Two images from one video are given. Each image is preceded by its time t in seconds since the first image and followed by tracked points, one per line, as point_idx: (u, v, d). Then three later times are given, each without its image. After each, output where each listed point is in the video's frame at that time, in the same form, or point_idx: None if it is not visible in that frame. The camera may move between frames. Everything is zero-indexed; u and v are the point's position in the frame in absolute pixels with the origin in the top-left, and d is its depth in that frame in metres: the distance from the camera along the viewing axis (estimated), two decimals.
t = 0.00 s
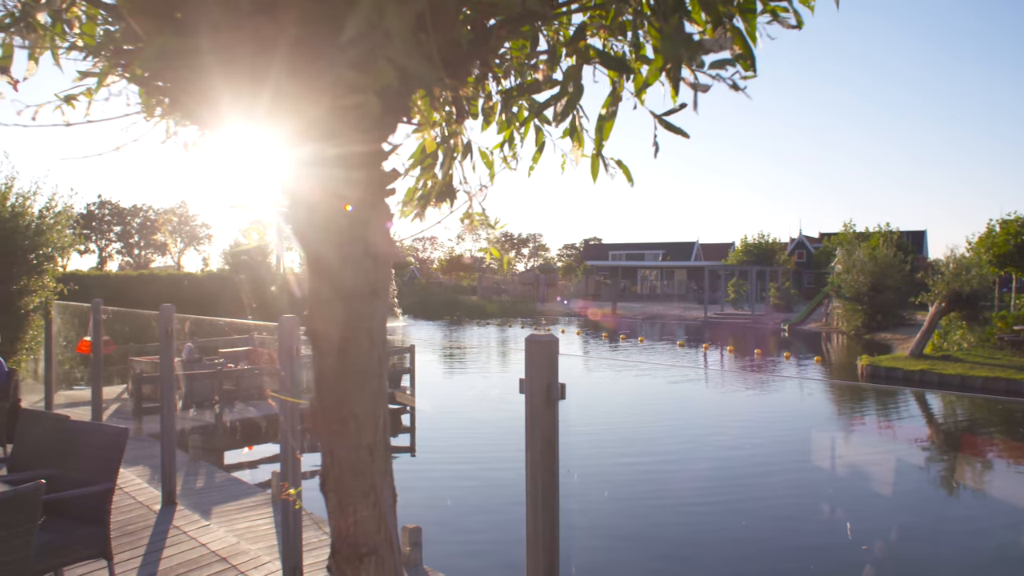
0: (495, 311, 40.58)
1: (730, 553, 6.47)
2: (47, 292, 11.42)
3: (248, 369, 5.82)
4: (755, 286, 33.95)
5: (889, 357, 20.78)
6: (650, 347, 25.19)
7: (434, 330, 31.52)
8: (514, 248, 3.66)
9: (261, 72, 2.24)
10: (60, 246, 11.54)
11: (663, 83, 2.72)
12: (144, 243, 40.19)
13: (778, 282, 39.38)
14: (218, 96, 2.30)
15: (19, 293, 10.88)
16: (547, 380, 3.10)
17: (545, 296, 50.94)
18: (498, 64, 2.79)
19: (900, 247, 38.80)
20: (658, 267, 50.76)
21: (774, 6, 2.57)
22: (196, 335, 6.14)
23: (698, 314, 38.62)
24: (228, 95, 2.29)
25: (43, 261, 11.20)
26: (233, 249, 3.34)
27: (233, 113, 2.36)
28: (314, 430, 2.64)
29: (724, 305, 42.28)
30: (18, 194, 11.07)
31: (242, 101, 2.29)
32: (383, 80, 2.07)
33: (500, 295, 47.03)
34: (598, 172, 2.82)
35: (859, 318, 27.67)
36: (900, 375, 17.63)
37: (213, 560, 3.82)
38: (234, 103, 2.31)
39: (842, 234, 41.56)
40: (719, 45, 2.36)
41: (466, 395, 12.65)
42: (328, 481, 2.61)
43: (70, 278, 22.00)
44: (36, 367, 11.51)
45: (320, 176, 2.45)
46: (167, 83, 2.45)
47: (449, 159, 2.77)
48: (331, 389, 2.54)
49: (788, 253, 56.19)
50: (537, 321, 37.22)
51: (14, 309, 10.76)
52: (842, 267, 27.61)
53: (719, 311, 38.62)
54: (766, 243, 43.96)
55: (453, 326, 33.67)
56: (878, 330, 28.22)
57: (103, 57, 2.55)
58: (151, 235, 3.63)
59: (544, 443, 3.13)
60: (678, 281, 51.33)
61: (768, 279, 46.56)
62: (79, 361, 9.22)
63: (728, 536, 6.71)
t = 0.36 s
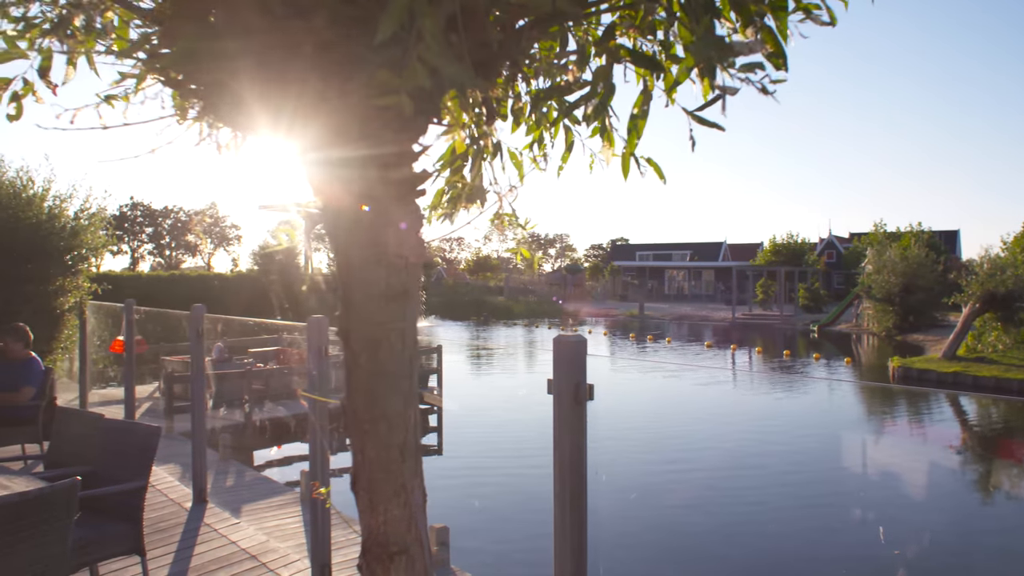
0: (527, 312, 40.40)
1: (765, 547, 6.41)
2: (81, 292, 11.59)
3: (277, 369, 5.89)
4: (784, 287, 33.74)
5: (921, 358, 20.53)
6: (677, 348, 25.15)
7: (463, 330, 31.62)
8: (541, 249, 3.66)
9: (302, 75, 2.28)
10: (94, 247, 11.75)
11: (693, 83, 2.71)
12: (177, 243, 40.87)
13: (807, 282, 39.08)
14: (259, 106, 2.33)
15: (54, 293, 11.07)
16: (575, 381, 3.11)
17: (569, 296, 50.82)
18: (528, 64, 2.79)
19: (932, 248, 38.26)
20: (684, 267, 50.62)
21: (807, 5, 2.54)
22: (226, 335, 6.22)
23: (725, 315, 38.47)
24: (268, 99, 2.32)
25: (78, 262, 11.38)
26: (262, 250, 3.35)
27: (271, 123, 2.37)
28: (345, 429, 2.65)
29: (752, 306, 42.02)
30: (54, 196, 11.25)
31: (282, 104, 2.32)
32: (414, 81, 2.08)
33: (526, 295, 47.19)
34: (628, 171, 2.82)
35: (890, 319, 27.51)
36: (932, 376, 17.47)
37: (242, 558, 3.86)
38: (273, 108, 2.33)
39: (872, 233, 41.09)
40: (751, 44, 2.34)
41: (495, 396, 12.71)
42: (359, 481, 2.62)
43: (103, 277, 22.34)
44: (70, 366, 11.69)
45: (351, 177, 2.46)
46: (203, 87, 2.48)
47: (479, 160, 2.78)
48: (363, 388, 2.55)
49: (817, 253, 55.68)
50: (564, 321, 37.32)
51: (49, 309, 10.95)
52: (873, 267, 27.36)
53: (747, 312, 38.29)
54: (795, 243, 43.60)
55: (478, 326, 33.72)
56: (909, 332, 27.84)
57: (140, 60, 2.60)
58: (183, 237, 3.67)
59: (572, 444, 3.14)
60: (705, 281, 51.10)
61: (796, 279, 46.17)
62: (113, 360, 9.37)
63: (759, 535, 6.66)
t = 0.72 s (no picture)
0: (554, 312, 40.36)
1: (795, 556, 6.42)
2: (115, 293, 11.79)
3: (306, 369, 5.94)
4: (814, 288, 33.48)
5: (955, 360, 20.24)
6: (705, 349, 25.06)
7: (489, 330, 31.76)
8: (569, 250, 3.67)
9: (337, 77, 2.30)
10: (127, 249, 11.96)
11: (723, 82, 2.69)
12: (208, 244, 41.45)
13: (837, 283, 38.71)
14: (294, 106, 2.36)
15: (89, 293, 11.28)
16: (604, 382, 3.14)
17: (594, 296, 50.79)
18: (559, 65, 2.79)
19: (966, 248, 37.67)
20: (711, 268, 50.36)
21: (840, 2, 2.51)
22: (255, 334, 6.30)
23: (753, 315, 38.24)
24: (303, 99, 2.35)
25: (112, 263, 11.58)
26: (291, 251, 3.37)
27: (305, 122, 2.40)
28: (377, 430, 2.67)
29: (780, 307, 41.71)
30: (90, 199, 11.47)
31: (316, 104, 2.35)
32: (446, 82, 2.09)
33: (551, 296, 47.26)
34: (658, 172, 2.81)
35: (922, 321, 27.33)
36: (966, 379, 17.29)
37: (272, 556, 3.89)
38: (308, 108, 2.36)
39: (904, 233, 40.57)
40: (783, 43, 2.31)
41: (523, 398, 12.75)
42: (390, 480, 2.64)
43: (137, 278, 22.76)
44: (104, 366, 11.89)
45: (383, 178, 2.48)
46: (235, 88, 2.52)
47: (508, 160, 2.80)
48: (394, 389, 2.57)
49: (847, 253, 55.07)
50: (591, 322, 37.33)
51: (85, 309, 11.16)
52: (905, 268, 27.07)
53: (775, 313, 38.00)
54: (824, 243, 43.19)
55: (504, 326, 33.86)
56: (942, 333, 27.46)
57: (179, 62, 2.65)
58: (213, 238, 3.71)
59: (600, 445, 3.16)
60: (733, 282, 50.78)
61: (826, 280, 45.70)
62: (146, 359, 9.52)
63: (785, 543, 6.66)
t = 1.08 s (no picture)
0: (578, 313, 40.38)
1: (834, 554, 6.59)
2: (146, 294, 11.97)
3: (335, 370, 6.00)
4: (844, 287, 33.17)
5: (992, 362, 19.91)
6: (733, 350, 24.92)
7: (515, 331, 31.85)
8: (595, 252, 3.68)
9: (368, 79, 2.33)
10: (157, 249, 12.06)
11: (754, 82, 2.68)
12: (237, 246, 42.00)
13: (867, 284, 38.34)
14: (328, 109, 2.39)
15: (121, 294, 11.45)
16: (631, 383, 3.14)
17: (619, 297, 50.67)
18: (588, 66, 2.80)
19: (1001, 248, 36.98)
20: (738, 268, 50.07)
21: None
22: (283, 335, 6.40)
23: (782, 316, 37.96)
24: (336, 102, 2.38)
25: (143, 264, 11.80)
26: (318, 253, 3.43)
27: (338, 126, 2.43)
28: (406, 430, 2.69)
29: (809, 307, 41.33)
30: (121, 202, 11.69)
31: (349, 107, 2.38)
32: (480, 83, 2.11)
33: (577, 297, 47.27)
34: (688, 171, 2.80)
35: (955, 322, 26.94)
36: (1000, 382, 17.04)
37: (301, 554, 3.92)
38: (341, 110, 2.39)
39: (935, 233, 39.97)
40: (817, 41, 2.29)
41: (549, 400, 12.76)
42: (420, 480, 2.65)
43: (168, 279, 23.16)
44: (136, 366, 12.09)
45: (413, 180, 2.50)
46: (266, 92, 2.56)
47: (537, 161, 2.81)
48: (424, 388, 2.59)
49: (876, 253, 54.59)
50: (617, 323, 37.32)
51: (117, 309, 11.33)
52: (936, 268, 26.72)
53: (803, 315, 37.67)
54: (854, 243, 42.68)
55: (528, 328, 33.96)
56: (976, 334, 27.00)
57: (214, 68, 2.72)
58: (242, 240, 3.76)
59: (628, 447, 3.16)
60: (760, 283, 50.40)
61: (855, 281, 45.18)
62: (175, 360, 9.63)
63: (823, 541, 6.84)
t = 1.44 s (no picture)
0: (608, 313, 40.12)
1: (840, 551, 6.65)
2: (177, 294, 12.06)
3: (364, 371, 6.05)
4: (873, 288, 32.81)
5: None
6: (762, 351, 24.76)
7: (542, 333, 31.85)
8: (623, 252, 3.68)
9: (396, 82, 2.34)
10: (188, 250, 12.12)
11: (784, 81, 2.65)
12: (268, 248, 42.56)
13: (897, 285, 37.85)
14: (359, 111, 2.42)
15: (153, 295, 11.60)
16: (660, 385, 3.14)
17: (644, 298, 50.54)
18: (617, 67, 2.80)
19: None
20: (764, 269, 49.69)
21: None
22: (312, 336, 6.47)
23: (811, 318, 37.63)
24: (367, 105, 2.41)
25: (173, 265, 11.86)
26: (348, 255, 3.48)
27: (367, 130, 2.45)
28: (437, 431, 2.71)
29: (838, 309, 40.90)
30: (152, 204, 11.75)
31: (380, 108, 2.41)
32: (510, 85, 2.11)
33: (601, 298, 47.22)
34: (717, 171, 2.78)
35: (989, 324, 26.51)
36: None
37: (329, 554, 3.94)
38: (371, 113, 2.42)
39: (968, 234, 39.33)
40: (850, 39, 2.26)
41: (576, 402, 12.76)
42: (449, 480, 2.67)
43: (198, 281, 23.43)
44: (168, 366, 12.26)
45: (444, 182, 2.51)
46: (295, 95, 2.59)
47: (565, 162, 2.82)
48: (453, 389, 2.60)
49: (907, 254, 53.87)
50: (643, 324, 37.26)
51: (149, 311, 11.48)
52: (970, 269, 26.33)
53: (832, 316, 37.24)
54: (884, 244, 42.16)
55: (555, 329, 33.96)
56: (1011, 336, 26.54)
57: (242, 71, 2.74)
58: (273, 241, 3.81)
59: (656, 450, 3.16)
60: (787, 284, 49.95)
61: (884, 282, 44.61)
62: (206, 360, 9.76)
63: (848, 538, 6.90)
